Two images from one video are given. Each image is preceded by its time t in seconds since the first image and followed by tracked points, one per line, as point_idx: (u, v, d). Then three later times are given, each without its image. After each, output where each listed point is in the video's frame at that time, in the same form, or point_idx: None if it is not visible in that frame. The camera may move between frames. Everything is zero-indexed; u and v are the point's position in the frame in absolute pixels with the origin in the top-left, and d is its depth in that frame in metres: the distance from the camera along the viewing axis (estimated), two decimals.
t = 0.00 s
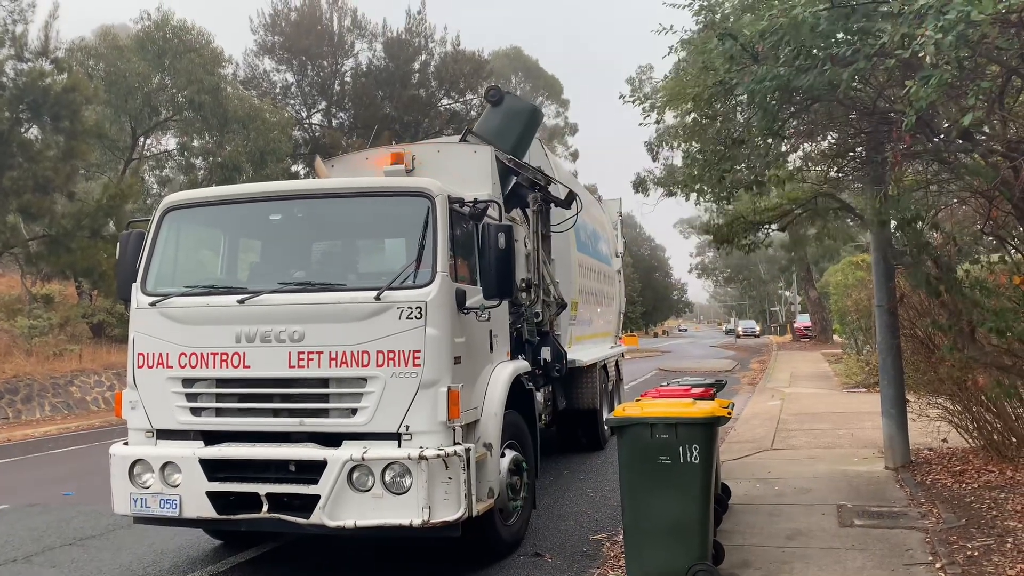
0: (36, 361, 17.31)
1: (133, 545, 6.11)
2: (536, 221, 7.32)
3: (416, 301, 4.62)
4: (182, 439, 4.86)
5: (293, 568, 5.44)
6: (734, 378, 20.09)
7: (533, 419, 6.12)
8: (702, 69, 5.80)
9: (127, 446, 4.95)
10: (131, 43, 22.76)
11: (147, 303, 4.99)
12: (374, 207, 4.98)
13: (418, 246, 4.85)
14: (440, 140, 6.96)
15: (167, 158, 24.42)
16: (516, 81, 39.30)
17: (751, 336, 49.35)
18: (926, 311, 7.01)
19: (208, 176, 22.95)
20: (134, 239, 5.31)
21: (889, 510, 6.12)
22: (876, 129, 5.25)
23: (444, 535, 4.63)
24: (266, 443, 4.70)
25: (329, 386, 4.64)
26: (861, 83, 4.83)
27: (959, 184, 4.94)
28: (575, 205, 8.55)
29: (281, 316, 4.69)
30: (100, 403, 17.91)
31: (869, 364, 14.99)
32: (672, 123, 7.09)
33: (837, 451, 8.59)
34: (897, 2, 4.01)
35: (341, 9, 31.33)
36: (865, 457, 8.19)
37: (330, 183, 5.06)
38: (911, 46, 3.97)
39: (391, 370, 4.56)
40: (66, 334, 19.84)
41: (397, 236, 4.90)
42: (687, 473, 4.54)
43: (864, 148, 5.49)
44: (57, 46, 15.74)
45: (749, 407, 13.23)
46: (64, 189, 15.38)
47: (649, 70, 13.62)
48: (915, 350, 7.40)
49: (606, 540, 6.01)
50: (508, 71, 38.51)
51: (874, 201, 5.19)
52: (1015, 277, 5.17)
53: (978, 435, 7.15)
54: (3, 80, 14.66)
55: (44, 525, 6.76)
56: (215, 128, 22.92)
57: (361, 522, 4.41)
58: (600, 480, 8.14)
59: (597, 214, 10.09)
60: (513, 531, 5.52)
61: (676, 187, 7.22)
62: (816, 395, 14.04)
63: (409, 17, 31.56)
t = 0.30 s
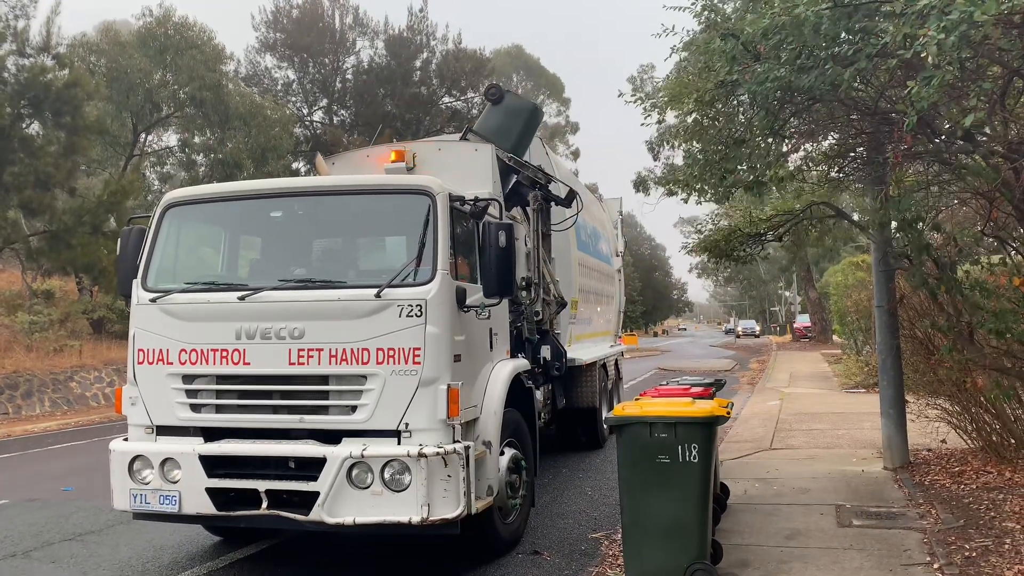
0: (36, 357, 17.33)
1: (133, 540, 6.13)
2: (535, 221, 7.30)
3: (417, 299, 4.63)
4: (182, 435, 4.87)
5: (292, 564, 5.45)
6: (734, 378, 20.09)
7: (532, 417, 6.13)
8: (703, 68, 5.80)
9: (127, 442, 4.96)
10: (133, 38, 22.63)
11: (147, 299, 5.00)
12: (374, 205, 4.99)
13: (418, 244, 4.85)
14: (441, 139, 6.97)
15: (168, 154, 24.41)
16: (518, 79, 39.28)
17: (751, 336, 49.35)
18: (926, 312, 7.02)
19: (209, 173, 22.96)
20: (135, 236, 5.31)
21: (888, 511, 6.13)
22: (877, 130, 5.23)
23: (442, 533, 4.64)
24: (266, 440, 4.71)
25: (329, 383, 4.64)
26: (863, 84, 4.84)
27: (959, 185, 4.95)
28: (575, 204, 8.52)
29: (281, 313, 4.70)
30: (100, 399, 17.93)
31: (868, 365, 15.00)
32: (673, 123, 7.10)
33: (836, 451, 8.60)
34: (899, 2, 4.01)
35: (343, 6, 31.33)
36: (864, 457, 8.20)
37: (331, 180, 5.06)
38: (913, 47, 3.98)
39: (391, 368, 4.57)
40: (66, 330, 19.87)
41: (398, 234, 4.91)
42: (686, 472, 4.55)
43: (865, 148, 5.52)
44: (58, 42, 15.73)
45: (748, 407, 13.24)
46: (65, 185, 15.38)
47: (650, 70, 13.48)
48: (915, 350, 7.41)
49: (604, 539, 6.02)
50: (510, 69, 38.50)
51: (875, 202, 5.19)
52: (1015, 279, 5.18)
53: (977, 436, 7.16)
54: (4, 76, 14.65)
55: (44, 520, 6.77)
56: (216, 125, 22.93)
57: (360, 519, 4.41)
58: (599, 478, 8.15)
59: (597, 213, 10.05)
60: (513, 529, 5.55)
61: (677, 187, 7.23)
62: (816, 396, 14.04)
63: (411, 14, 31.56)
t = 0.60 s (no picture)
0: (36, 352, 17.34)
1: (132, 535, 6.14)
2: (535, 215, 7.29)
3: (416, 295, 4.63)
4: (182, 430, 4.87)
5: (291, 559, 5.47)
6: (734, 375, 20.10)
7: (531, 413, 6.14)
8: (703, 66, 5.80)
9: (126, 437, 4.97)
10: (133, 33, 22.66)
11: (148, 294, 5.00)
12: (374, 201, 4.99)
13: (418, 240, 4.86)
14: (441, 134, 6.98)
15: (167, 149, 24.36)
16: (518, 75, 39.21)
17: (750, 333, 49.36)
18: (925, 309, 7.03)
19: (209, 168, 22.94)
20: (135, 231, 5.30)
21: (886, 508, 6.14)
22: (877, 127, 5.21)
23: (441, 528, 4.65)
24: (265, 435, 4.72)
25: (328, 378, 4.65)
26: (863, 81, 4.84)
27: (959, 183, 4.95)
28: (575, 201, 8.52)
29: (281, 309, 4.71)
30: (100, 394, 17.95)
31: (868, 362, 15.02)
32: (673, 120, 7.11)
33: (835, 448, 8.61)
34: None
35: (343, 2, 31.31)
36: (863, 454, 8.21)
37: (331, 176, 5.06)
38: (913, 44, 3.98)
39: (391, 364, 4.57)
40: (66, 325, 19.87)
41: (397, 230, 4.91)
42: (684, 469, 4.56)
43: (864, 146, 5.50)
44: (58, 36, 15.69)
45: (747, 404, 13.25)
46: (64, 180, 15.37)
47: (651, 67, 13.44)
48: (914, 347, 7.41)
49: (603, 535, 6.04)
50: (510, 65, 38.44)
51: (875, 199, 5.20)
52: (1014, 276, 5.18)
53: (975, 434, 7.18)
54: (4, 70, 14.63)
55: (43, 515, 6.78)
56: (216, 120, 22.91)
57: (359, 514, 4.42)
58: (598, 475, 8.16)
59: (597, 209, 10.07)
60: (513, 524, 5.57)
61: (677, 184, 7.24)
62: (815, 392, 14.06)
63: (411, 10, 31.51)
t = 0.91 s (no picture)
0: (35, 349, 17.34)
1: (132, 532, 6.15)
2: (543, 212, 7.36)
3: (415, 291, 4.63)
4: (181, 427, 4.88)
5: (291, 556, 5.47)
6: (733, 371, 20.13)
7: (530, 409, 6.15)
8: (702, 62, 5.81)
9: (126, 434, 4.97)
10: (131, 30, 22.65)
11: (147, 291, 5.00)
12: (372, 197, 4.99)
13: (416, 236, 4.86)
14: (441, 131, 6.98)
15: (166, 146, 24.34)
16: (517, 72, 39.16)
17: (750, 330, 49.39)
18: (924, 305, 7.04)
19: (208, 165, 22.94)
20: (134, 228, 5.30)
21: (884, 503, 6.15)
22: (876, 123, 5.23)
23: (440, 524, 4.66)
24: (264, 432, 4.72)
25: (327, 375, 4.65)
26: (861, 77, 4.84)
27: (958, 179, 4.95)
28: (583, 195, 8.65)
29: (280, 305, 4.71)
30: (99, 391, 17.97)
31: (867, 358, 15.05)
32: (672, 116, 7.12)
33: (834, 444, 8.63)
34: None
35: None
36: (862, 450, 8.22)
37: (330, 172, 5.06)
38: (912, 39, 3.98)
39: (390, 360, 4.57)
40: (65, 322, 19.88)
41: (396, 226, 4.91)
42: (683, 465, 4.56)
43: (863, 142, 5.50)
44: (56, 33, 15.68)
45: (746, 400, 13.26)
46: (64, 177, 15.37)
47: (650, 62, 13.35)
48: (913, 344, 7.42)
49: (602, 531, 6.05)
50: (509, 62, 38.38)
51: (875, 195, 5.20)
52: (1013, 272, 5.19)
53: (974, 429, 7.20)
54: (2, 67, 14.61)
55: (43, 512, 6.79)
56: (215, 117, 22.92)
57: (358, 510, 4.42)
58: (597, 471, 8.17)
59: (597, 207, 10.10)
60: (512, 520, 5.59)
61: (677, 180, 7.25)
62: (814, 388, 14.08)
63: (409, 6, 31.50)
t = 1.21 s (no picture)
0: (33, 348, 17.33)
1: (131, 531, 6.15)
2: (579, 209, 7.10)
3: (413, 290, 4.63)
4: (180, 426, 4.87)
5: (291, 554, 5.48)
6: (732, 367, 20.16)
7: (529, 407, 6.15)
8: (700, 58, 5.80)
9: (125, 432, 4.97)
10: (129, 28, 22.60)
11: (145, 290, 5.00)
12: (371, 195, 4.99)
13: (415, 234, 4.86)
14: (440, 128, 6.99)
15: (163, 144, 24.31)
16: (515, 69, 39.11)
17: (748, 326, 49.44)
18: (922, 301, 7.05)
19: (206, 163, 22.93)
20: (132, 226, 5.29)
21: (883, 499, 6.17)
22: (874, 120, 5.21)
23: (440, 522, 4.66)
24: (263, 430, 4.72)
25: (326, 373, 4.65)
26: (859, 73, 4.82)
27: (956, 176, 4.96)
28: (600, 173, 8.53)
29: (278, 304, 4.70)
30: (98, 390, 17.96)
31: (865, 355, 15.07)
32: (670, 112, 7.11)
33: (832, 440, 8.64)
34: None
35: None
36: (860, 446, 8.24)
37: (328, 170, 5.06)
38: (909, 36, 3.98)
39: (388, 358, 4.57)
40: (64, 321, 19.87)
41: (395, 224, 4.90)
42: (682, 462, 4.57)
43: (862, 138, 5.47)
44: (53, 32, 15.63)
45: (745, 397, 13.27)
46: (61, 176, 15.35)
47: (646, 61, 13.42)
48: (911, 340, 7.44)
49: (601, 528, 6.05)
50: (507, 59, 38.33)
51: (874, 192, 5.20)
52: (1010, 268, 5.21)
53: (972, 425, 7.23)
54: None
55: (42, 510, 6.79)
56: (213, 115, 22.89)
57: (358, 508, 4.43)
58: (596, 468, 8.18)
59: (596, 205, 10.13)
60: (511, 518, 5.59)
61: (675, 177, 7.25)
62: (812, 385, 14.09)
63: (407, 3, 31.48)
